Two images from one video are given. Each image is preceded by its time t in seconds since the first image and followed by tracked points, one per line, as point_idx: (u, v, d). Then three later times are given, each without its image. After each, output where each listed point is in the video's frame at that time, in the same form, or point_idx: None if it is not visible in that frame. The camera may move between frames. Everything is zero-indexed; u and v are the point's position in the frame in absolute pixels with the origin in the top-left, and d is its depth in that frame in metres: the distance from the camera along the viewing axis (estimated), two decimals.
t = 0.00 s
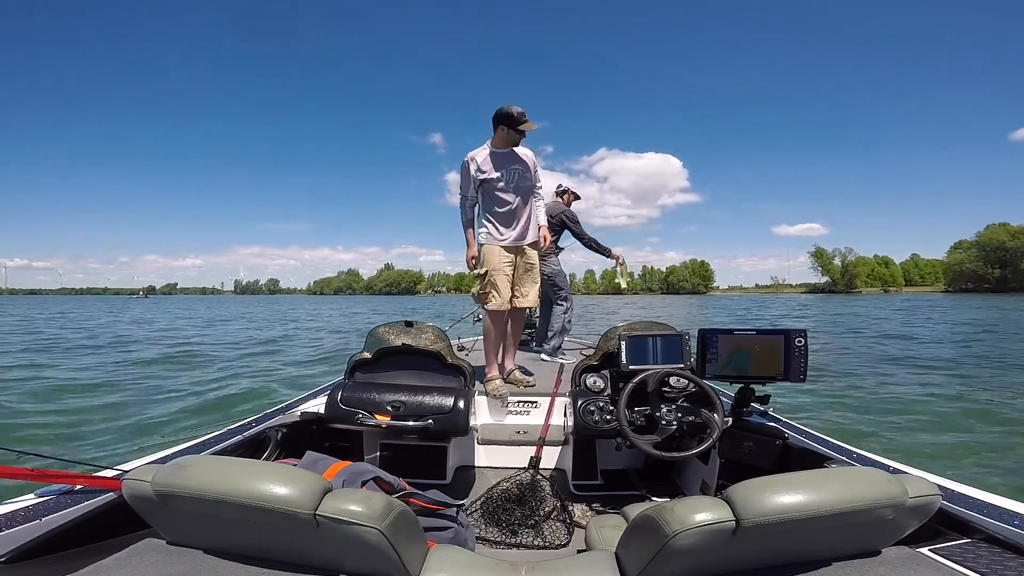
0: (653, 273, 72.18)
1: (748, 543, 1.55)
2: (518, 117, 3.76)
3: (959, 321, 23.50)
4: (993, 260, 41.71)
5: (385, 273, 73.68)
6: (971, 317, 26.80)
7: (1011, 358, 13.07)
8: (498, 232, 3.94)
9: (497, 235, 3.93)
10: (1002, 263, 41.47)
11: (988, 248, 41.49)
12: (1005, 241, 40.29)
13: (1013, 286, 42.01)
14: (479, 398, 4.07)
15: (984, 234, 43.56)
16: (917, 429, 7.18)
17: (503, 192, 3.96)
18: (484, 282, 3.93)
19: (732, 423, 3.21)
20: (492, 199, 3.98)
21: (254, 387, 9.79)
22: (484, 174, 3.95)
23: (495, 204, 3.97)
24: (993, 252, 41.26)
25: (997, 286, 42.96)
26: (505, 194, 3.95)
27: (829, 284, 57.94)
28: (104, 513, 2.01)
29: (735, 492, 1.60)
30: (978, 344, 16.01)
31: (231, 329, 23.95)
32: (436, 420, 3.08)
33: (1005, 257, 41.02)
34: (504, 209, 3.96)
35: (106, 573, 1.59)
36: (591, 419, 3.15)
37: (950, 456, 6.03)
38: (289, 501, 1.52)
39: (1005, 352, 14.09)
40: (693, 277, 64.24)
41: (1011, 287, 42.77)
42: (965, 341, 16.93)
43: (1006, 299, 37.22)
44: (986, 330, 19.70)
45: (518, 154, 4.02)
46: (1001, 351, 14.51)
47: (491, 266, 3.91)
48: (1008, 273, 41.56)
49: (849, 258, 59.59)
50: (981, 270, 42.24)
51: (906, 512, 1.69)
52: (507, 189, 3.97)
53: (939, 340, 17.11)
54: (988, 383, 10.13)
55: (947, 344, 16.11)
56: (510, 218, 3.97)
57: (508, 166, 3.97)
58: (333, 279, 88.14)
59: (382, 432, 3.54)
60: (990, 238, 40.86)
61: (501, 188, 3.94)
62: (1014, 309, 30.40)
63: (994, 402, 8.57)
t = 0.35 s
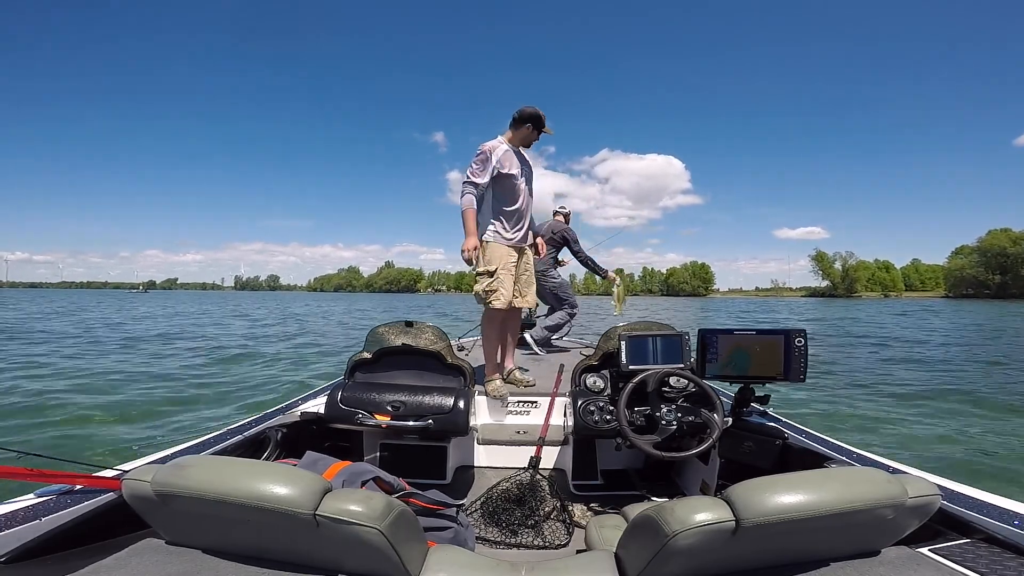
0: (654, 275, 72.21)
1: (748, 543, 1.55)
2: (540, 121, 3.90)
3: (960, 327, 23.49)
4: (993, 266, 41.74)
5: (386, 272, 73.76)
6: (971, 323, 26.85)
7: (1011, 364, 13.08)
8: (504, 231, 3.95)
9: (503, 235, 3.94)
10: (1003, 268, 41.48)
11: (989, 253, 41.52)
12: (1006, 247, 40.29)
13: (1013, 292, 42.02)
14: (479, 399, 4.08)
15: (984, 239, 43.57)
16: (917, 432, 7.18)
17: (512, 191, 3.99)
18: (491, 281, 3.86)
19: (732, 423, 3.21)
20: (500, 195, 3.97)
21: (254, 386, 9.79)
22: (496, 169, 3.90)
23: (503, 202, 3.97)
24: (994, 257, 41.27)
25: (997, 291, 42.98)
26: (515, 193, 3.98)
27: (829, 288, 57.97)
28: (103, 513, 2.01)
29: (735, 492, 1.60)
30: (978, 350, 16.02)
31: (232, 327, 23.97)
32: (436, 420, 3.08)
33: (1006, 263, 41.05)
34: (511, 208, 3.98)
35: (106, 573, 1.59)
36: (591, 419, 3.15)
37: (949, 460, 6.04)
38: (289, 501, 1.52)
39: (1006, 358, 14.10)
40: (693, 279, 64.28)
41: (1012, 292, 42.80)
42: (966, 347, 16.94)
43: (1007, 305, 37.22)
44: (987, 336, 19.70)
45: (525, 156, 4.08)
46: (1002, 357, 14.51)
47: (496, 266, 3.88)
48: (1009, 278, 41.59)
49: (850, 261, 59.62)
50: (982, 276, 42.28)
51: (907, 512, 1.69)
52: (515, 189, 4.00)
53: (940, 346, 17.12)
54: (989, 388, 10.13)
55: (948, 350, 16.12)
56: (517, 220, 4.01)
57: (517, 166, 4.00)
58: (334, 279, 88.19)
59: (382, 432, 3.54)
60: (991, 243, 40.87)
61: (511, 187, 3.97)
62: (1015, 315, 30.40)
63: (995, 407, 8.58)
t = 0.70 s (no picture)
0: (654, 273, 72.21)
1: (748, 543, 1.55)
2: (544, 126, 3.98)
3: (961, 321, 23.47)
4: (994, 260, 41.68)
5: (386, 272, 73.80)
6: (973, 315, 26.76)
7: (1013, 358, 13.05)
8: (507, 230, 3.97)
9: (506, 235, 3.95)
10: (1004, 262, 41.40)
11: (989, 248, 41.47)
12: (1006, 240, 40.22)
13: (1014, 286, 41.96)
14: (479, 399, 4.09)
15: (985, 233, 43.50)
16: (918, 428, 7.16)
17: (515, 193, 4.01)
18: (496, 281, 3.87)
19: (732, 423, 3.21)
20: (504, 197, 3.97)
21: (255, 386, 9.80)
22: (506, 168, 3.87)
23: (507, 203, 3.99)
24: (994, 252, 41.22)
25: (999, 285, 42.91)
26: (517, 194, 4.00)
27: (830, 284, 57.93)
28: (103, 513, 2.01)
29: (735, 492, 1.60)
30: (980, 343, 16.00)
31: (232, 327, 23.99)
32: (436, 419, 3.08)
33: (1006, 257, 40.99)
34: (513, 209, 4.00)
35: (105, 573, 1.59)
36: (591, 419, 3.15)
37: (951, 456, 6.02)
38: (289, 501, 1.52)
39: (1007, 351, 14.07)
40: (693, 276, 64.31)
41: (1013, 287, 42.72)
42: (967, 340, 16.91)
43: (1008, 299, 37.17)
44: (989, 329, 19.65)
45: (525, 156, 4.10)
46: (1003, 350, 14.48)
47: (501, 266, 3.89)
48: (1010, 272, 41.52)
49: (850, 257, 59.58)
50: (983, 270, 42.24)
51: (906, 512, 1.69)
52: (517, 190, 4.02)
53: (941, 340, 17.09)
54: (990, 383, 10.11)
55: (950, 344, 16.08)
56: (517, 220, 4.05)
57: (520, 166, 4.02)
58: (334, 279, 88.22)
59: (382, 432, 3.54)
60: (992, 238, 40.79)
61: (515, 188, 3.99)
62: (1016, 308, 30.36)
63: (997, 402, 8.56)
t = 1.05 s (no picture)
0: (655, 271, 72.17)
1: (748, 543, 1.55)
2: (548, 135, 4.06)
3: (962, 316, 23.40)
4: (995, 255, 41.59)
5: (387, 272, 73.86)
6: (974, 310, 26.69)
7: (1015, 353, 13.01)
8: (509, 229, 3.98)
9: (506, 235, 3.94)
10: (1005, 258, 41.29)
11: (990, 243, 41.41)
12: (1008, 236, 40.12)
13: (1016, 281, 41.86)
14: (479, 399, 4.09)
15: (986, 229, 43.41)
16: (919, 425, 7.15)
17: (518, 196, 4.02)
18: (500, 281, 3.86)
19: (732, 423, 3.21)
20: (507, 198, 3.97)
21: (255, 388, 9.81)
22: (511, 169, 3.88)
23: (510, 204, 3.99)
24: (995, 247, 41.16)
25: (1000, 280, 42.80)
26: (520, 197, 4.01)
27: (831, 281, 57.86)
28: (103, 513, 2.01)
29: (735, 492, 1.59)
30: (981, 338, 15.95)
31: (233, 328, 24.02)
32: (435, 420, 3.08)
33: (1008, 251, 40.90)
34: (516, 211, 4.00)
35: (105, 574, 1.59)
36: (591, 419, 3.15)
37: (952, 453, 6.01)
38: (289, 501, 1.52)
39: (1009, 346, 14.01)
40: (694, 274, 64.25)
41: (1014, 282, 42.60)
42: (969, 335, 16.86)
43: (1009, 295, 37.07)
44: (990, 324, 19.59)
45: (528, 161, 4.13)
46: (1006, 345, 14.42)
47: (504, 266, 3.89)
48: (1011, 267, 41.42)
49: (851, 254, 59.49)
50: (984, 266, 42.16)
51: (906, 512, 1.69)
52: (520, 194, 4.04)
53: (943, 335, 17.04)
54: (993, 378, 10.08)
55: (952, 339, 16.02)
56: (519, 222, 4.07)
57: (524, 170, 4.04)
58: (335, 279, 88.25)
59: (382, 432, 3.54)
60: (992, 233, 40.70)
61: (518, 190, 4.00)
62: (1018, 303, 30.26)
63: (999, 398, 8.54)
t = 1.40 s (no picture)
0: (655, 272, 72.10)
1: (747, 543, 1.55)
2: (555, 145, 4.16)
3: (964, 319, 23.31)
4: (997, 257, 41.48)
5: (387, 272, 73.87)
6: (976, 313, 26.59)
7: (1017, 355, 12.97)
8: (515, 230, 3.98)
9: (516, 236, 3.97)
10: (1007, 259, 41.17)
11: (991, 245, 41.32)
12: (1010, 238, 40.00)
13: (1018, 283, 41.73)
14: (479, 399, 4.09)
15: (988, 231, 43.32)
16: (920, 426, 7.14)
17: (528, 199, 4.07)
18: (509, 281, 3.85)
19: (731, 424, 3.21)
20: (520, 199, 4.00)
21: (255, 387, 9.81)
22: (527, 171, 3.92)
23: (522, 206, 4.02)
24: (997, 249, 41.05)
25: (1002, 282, 42.69)
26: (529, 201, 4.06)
27: (832, 282, 57.77)
28: (103, 513, 2.02)
29: (734, 492, 1.59)
30: (984, 341, 15.89)
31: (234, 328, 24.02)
32: (435, 420, 3.08)
33: (1010, 253, 40.80)
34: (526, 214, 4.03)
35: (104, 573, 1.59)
36: (591, 419, 3.15)
37: (952, 454, 6.00)
38: (288, 501, 1.52)
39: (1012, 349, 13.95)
40: (695, 275, 64.19)
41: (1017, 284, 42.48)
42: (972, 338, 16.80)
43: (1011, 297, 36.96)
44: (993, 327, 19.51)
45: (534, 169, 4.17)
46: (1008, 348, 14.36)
47: (514, 266, 3.90)
48: (1013, 270, 41.30)
49: (853, 255, 59.38)
50: (986, 268, 42.05)
51: (906, 512, 1.69)
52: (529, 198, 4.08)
53: (945, 338, 17.00)
54: (995, 380, 10.05)
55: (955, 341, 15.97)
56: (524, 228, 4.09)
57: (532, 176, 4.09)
58: (335, 279, 88.24)
59: (382, 432, 3.54)
60: (994, 236, 40.43)
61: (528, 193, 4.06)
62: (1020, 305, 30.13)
63: (1000, 400, 8.51)
